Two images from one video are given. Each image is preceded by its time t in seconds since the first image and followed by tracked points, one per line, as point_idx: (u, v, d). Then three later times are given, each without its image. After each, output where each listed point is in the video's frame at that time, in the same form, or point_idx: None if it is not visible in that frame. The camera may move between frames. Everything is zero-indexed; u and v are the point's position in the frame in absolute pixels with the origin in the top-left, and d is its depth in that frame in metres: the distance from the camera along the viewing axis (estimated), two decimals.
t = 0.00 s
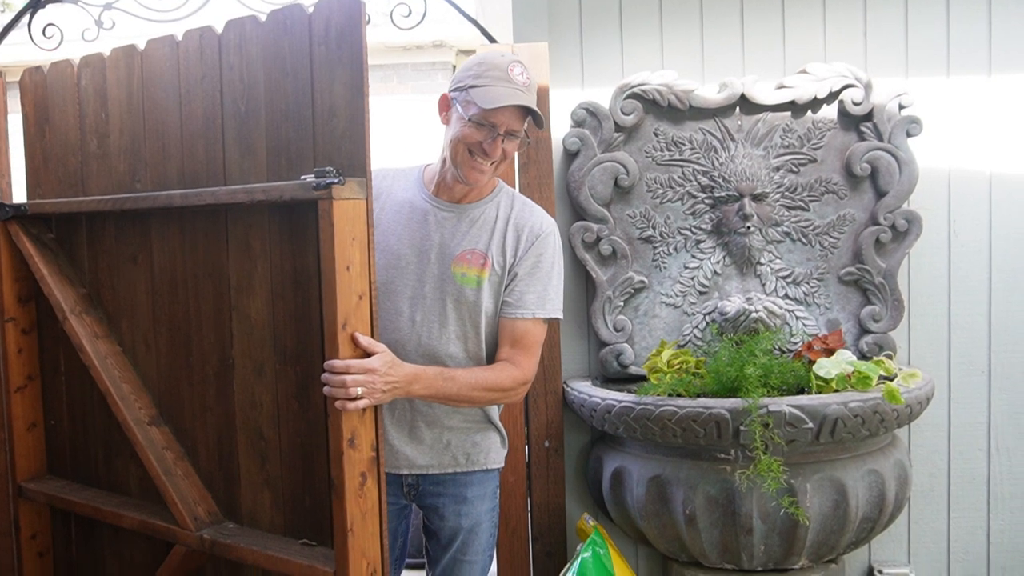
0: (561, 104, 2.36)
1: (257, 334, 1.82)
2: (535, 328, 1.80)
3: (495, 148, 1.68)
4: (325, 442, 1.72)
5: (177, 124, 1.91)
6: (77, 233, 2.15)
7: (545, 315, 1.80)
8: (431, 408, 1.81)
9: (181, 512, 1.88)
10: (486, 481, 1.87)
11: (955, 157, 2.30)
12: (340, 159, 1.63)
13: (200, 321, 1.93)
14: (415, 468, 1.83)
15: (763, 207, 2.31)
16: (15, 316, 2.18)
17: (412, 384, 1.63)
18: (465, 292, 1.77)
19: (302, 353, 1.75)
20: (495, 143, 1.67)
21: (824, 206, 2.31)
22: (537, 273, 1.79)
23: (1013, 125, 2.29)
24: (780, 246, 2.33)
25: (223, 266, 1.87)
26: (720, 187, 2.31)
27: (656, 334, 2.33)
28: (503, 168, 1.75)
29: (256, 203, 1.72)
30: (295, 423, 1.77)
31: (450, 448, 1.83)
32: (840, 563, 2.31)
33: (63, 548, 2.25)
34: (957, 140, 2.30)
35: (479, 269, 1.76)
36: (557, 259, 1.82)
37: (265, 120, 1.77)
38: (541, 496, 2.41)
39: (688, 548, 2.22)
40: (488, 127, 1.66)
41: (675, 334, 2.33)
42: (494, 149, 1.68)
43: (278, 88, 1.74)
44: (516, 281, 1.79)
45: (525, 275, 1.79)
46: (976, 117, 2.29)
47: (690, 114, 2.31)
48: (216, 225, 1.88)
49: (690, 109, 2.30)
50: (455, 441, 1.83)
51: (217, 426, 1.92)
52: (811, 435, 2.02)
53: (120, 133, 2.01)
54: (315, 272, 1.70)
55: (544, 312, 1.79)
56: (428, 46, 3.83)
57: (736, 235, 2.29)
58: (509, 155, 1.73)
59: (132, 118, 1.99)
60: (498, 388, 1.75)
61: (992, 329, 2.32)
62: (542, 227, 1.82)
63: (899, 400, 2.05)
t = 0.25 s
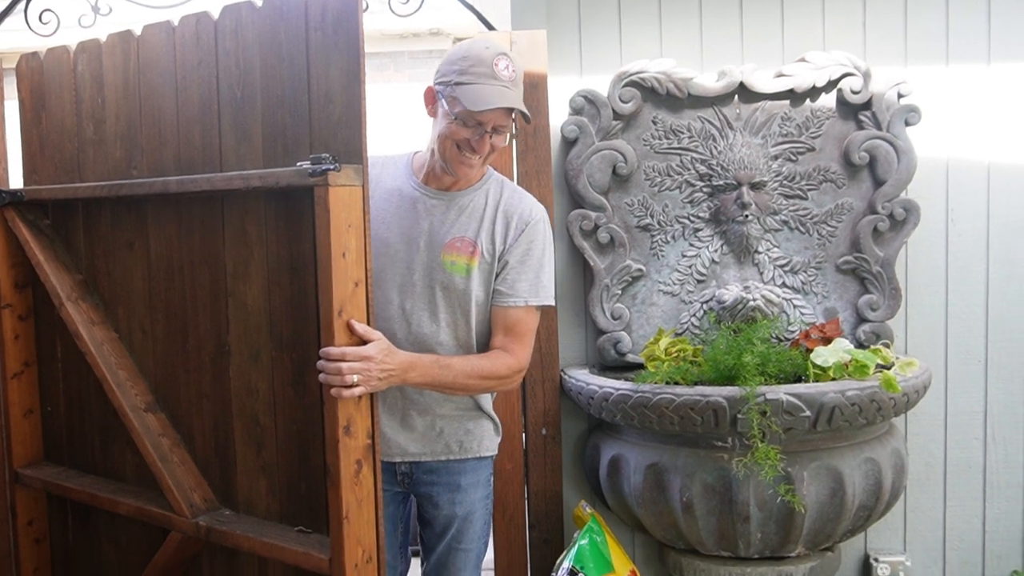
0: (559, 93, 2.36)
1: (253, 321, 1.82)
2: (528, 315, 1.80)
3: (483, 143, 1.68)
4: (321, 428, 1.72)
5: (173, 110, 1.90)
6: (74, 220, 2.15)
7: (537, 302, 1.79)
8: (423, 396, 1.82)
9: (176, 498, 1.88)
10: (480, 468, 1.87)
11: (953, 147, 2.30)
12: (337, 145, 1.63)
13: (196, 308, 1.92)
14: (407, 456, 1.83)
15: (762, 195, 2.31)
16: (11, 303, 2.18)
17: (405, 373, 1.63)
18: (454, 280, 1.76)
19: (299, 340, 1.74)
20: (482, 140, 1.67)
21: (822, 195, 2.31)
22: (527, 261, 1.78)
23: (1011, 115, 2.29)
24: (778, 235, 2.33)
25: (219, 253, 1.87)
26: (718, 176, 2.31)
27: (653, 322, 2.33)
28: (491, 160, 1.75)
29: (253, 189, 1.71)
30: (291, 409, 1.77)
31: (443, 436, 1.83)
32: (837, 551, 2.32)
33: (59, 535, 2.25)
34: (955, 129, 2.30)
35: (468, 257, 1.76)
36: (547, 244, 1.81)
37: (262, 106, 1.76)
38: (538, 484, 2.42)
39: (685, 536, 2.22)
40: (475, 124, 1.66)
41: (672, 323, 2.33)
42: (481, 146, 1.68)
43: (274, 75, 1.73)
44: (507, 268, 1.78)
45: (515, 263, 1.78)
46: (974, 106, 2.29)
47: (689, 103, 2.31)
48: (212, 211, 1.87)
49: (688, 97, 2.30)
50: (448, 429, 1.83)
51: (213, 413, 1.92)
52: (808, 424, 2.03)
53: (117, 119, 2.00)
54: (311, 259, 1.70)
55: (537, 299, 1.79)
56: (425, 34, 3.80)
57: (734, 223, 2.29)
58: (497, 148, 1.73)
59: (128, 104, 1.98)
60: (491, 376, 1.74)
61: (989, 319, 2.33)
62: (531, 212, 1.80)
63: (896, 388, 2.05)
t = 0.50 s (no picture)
0: (559, 80, 2.35)
1: (250, 308, 1.81)
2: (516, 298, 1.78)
3: (453, 140, 1.68)
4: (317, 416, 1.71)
5: (169, 95, 1.89)
6: (71, 206, 2.14)
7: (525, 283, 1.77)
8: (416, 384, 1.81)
9: (173, 486, 1.88)
10: (481, 453, 1.82)
11: (954, 136, 2.30)
12: (333, 132, 1.62)
13: (192, 295, 1.91)
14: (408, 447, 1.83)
15: (762, 184, 2.30)
16: (9, 288, 2.17)
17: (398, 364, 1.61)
18: (439, 269, 1.75)
19: (294, 327, 1.74)
20: (450, 137, 1.68)
21: (823, 183, 2.30)
22: (508, 245, 1.75)
23: (1012, 104, 2.29)
24: (779, 224, 2.32)
25: (215, 239, 1.86)
26: (719, 164, 2.30)
27: (652, 311, 2.33)
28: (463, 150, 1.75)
29: (248, 175, 1.70)
30: (288, 397, 1.77)
31: (438, 423, 1.81)
32: (835, 540, 2.33)
33: (57, 522, 2.25)
34: (956, 119, 2.29)
35: (452, 244, 1.75)
36: (528, 226, 1.77)
37: (258, 91, 1.75)
38: (537, 473, 2.42)
39: (683, 524, 2.22)
40: (441, 122, 1.66)
41: (672, 312, 2.33)
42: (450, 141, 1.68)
43: (271, 60, 1.72)
44: (490, 253, 1.75)
45: (496, 249, 1.75)
46: (975, 96, 2.29)
47: (689, 91, 2.31)
48: (208, 198, 1.86)
49: (689, 85, 2.29)
50: (442, 417, 1.81)
51: (210, 400, 1.91)
52: (808, 413, 2.02)
53: (114, 104, 1.99)
54: (307, 246, 1.69)
55: (524, 279, 1.77)
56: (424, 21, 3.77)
57: (734, 212, 2.29)
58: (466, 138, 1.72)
59: (125, 90, 1.97)
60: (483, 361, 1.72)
61: (988, 308, 2.33)
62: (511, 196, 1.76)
63: (896, 377, 2.05)
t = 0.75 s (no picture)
0: (560, 74, 2.34)
1: (248, 301, 1.80)
2: (519, 298, 1.72)
3: (443, 126, 1.64)
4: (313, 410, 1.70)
5: (168, 88, 1.88)
6: (69, 199, 2.13)
7: (527, 283, 1.71)
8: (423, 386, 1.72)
9: (170, 480, 1.87)
10: (486, 469, 1.73)
11: (955, 132, 2.29)
12: (329, 124, 1.61)
13: (190, 288, 1.91)
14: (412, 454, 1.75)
15: (762, 179, 2.30)
16: (8, 281, 2.17)
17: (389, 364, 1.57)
18: (439, 266, 1.72)
19: (292, 321, 1.73)
20: (441, 123, 1.64)
21: (823, 179, 2.30)
22: (513, 242, 1.70)
23: (1014, 103, 2.28)
24: (779, 219, 2.32)
25: (212, 233, 1.85)
26: (719, 159, 2.30)
27: (652, 306, 2.32)
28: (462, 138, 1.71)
29: (245, 168, 1.69)
30: (285, 391, 1.76)
31: (441, 431, 1.73)
32: (833, 536, 2.32)
33: (56, 514, 2.25)
34: (957, 115, 2.29)
35: (452, 242, 1.71)
36: (533, 218, 1.72)
37: (256, 84, 1.74)
38: (535, 467, 2.42)
39: (681, 519, 2.22)
40: (433, 107, 1.64)
41: (671, 307, 2.32)
42: (442, 128, 1.65)
43: (269, 53, 1.71)
44: (494, 251, 1.71)
45: (501, 245, 1.70)
46: (977, 92, 2.28)
47: (690, 85, 2.30)
48: (206, 191, 1.85)
49: (690, 79, 2.29)
50: (447, 425, 1.73)
51: (207, 394, 1.91)
52: (807, 408, 2.02)
53: (113, 97, 1.99)
54: (304, 239, 1.68)
55: (529, 279, 1.71)
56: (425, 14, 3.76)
57: (734, 207, 2.28)
58: (462, 126, 1.68)
59: (124, 82, 1.96)
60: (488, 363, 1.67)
61: (988, 305, 2.32)
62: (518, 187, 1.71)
63: (895, 373, 2.05)
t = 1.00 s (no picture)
0: (558, 69, 2.35)
1: (245, 295, 1.80)
2: (538, 306, 1.39)
3: (432, 110, 1.39)
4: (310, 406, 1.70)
5: (164, 82, 1.88)
6: (67, 192, 2.12)
7: (542, 289, 1.39)
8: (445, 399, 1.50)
9: (166, 474, 1.87)
10: (523, 490, 1.49)
11: (952, 129, 2.29)
12: (326, 119, 1.60)
13: (187, 283, 1.90)
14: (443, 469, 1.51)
15: (759, 175, 2.30)
16: (4, 275, 2.17)
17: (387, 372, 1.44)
18: (458, 267, 1.46)
19: (288, 317, 1.72)
20: (432, 107, 1.39)
21: (820, 175, 2.30)
22: (534, 241, 1.40)
23: (1011, 96, 2.28)
24: (775, 216, 2.32)
25: (208, 228, 1.85)
26: (716, 155, 2.29)
27: (648, 302, 2.32)
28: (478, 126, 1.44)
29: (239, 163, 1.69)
30: (282, 385, 1.75)
31: (465, 443, 1.49)
32: (828, 532, 2.33)
33: (51, 507, 2.24)
34: (955, 112, 2.29)
35: (471, 240, 1.44)
36: (562, 213, 1.41)
37: (254, 79, 1.73)
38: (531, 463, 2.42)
39: (677, 515, 2.23)
40: (419, 89, 1.39)
41: (668, 303, 2.32)
42: (442, 115, 1.40)
43: (267, 48, 1.70)
44: (510, 251, 1.41)
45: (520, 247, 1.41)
46: (975, 89, 2.28)
47: (687, 81, 2.30)
48: (203, 185, 1.84)
49: (687, 75, 2.29)
50: (484, 438, 1.49)
51: (204, 389, 1.90)
52: (802, 405, 2.02)
53: (110, 91, 1.98)
54: (301, 235, 1.67)
55: (546, 285, 1.39)
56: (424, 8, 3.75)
57: (731, 203, 2.28)
58: (470, 111, 1.41)
59: (121, 76, 1.96)
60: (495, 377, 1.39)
61: (984, 303, 2.33)
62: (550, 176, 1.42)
63: (890, 370, 2.05)
